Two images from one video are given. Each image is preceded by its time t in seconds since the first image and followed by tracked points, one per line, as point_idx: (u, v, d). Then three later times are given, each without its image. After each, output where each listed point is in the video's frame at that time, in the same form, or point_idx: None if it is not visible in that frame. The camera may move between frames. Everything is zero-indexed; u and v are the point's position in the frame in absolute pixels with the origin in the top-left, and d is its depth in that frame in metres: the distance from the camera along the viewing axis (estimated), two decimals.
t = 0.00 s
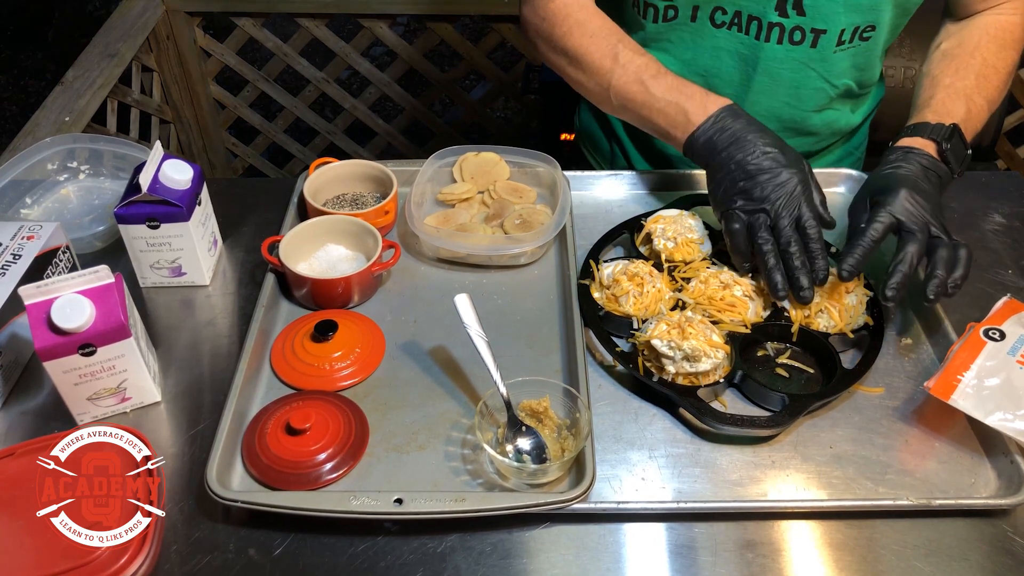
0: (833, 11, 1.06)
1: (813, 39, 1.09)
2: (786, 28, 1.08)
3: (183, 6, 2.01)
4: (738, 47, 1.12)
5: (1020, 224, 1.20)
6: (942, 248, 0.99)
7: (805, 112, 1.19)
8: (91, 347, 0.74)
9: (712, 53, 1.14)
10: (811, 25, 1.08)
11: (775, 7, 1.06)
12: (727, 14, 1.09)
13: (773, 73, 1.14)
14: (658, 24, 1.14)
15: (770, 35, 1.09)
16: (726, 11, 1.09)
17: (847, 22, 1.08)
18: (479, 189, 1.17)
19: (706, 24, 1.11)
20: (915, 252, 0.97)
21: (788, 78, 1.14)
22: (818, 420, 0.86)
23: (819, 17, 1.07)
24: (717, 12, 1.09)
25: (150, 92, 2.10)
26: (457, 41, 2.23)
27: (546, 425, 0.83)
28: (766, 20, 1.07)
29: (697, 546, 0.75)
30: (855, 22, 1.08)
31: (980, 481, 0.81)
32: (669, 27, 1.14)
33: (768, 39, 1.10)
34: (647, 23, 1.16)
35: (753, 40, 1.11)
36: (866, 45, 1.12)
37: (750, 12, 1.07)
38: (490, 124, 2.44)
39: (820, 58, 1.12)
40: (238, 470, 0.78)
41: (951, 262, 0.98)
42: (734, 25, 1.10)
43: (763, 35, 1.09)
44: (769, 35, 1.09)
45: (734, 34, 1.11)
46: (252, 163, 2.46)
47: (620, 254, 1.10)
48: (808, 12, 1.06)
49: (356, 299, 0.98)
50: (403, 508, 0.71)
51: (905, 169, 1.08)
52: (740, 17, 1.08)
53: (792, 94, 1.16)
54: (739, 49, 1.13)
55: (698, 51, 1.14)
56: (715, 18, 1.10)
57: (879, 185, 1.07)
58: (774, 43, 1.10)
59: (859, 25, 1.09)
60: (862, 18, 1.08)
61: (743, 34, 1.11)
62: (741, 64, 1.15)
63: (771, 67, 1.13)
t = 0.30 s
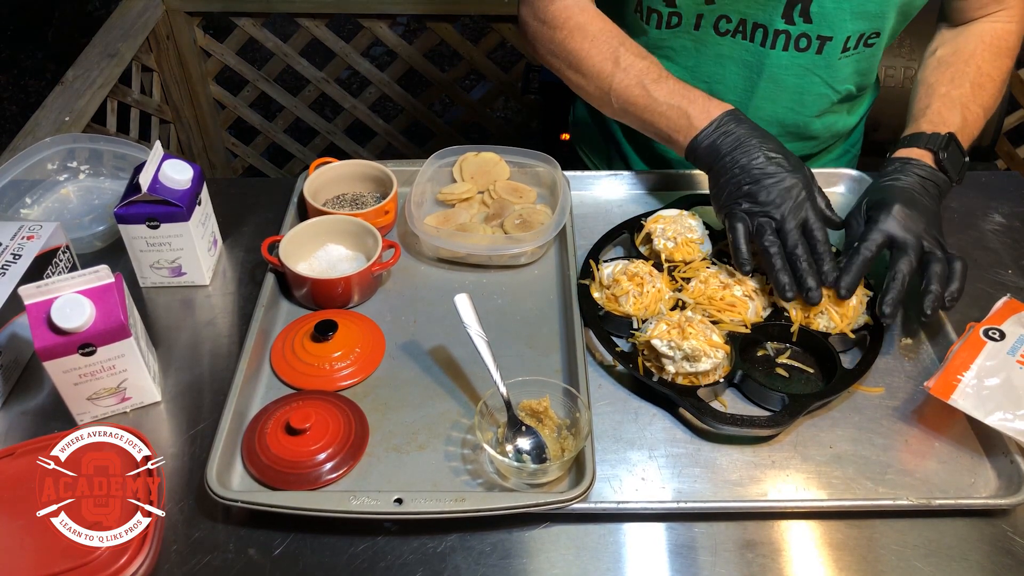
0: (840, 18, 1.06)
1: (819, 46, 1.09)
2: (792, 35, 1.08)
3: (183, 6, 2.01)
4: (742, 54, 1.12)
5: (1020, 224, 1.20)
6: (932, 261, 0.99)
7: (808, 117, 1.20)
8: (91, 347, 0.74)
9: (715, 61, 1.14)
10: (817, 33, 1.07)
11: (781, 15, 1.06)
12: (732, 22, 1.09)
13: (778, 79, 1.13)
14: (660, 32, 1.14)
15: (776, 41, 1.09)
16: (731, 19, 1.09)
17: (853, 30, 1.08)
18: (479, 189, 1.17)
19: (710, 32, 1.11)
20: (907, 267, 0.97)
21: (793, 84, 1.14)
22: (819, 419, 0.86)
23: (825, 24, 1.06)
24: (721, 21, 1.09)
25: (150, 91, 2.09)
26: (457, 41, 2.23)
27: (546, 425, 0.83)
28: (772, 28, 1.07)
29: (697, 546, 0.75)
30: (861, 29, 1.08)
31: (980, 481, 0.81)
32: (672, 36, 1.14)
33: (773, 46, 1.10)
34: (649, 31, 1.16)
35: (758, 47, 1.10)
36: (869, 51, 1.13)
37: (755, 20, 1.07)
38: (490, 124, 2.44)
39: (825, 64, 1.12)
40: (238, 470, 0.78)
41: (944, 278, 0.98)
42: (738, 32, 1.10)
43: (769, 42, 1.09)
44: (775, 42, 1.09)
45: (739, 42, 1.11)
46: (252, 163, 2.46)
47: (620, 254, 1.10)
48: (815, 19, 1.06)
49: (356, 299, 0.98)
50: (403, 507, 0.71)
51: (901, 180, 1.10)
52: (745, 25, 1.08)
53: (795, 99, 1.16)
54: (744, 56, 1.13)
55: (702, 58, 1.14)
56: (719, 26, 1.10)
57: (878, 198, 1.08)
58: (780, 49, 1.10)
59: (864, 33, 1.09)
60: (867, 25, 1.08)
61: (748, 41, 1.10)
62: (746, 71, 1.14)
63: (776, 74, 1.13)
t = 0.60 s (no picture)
0: (843, 14, 1.06)
1: (823, 43, 1.09)
2: (795, 34, 1.08)
3: (183, 6, 2.01)
4: (743, 59, 1.12)
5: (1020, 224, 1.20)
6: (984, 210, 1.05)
7: (812, 116, 1.19)
8: (91, 347, 0.74)
9: (717, 65, 1.14)
10: (821, 31, 1.08)
11: (784, 16, 1.06)
12: (732, 27, 1.09)
13: (781, 79, 1.14)
14: (666, 30, 1.14)
15: (779, 42, 1.09)
16: (731, 24, 1.08)
17: (856, 26, 1.08)
18: (479, 189, 1.17)
19: (710, 37, 1.11)
20: (984, 219, 1.04)
21: (796, 84, 1.14)
22: (818, 419, 0.86)
23: (828, 21, 1.06)
24: (722, 25, 1.09)
25: (150, 91, 2.09)
26: (457, 41, 2.23)
27: (546, 425, 0.83)
28: (774, 29, 1.08)
29: (697, 546, 0.75)
30: (864, 25, 1.08)
31: (980, 481, 0.81)
32: (676, 36, 1.13)
33: (777, 47, 1.10)
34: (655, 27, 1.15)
35: (760, 50, 1.10)
36: (874, 47, 1.12)
37: (756, 23, 1.08)
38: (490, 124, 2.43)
39: (829, 61, 1.12)
40: (238, 470, 0.78)
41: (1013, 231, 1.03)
42: (738, 38, 1.10)
43: (772, 44, 1.10)
44: (778, 42, 1.09)
45: (739, 48, 1.11)
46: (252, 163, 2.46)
47: (620, 254, 1.10)
48: (818, 17, 1.06)
49: (356, 299, 0.98)
50: (403, 508, 0.71)
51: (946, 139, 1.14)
52: (746, 30, 1.08)
53: (799, 98, 1.16)
54: (745, 60, 1.12)
55: (705, 60, 1.14)
56: (719, 31, 1.10)
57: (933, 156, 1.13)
58: (783, 49, 1.10)
59: (869, 28, 1.09)
60: (871, 22, 1.08)
61: (749, 46, 1.10)
62: (748, 74, 1.14)
63: (780, 75, 1.13)
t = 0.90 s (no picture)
0: (837, 12, 1.06)
1: (818, 41, 1.09)
2: (789, 31, 1.08)
3: (183, 6, 2.01)
4: (740, 54, 1.12)
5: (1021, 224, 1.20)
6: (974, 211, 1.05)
7: (812, 114, 1.19)
8: (91, 347, 0.74)
9: (713, 61, 1.13)
10: (816, 28, 1.07)
11: (778, 12, 1.06)
12: (728, 21, 1.09)
13: (777, 77, 1.13)
14: (659, 31, 1.13)
15: (773, 39, 1.09)
16: (726, 18, 1.08)
17: (851, 23, 1.07)
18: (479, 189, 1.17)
19: (706, 32, 1.11)
20: (981, 228, 1.03)
21: (793, 82, 1.14)
22: (818, 420, 0.86)
23: (822, 19, 1.06)
24: (717, 19, 1.09)
25: (150, 91, 2.09)
26: (457, 41, 2.23)
27: (546, 425, 0.83)
28: (769, 25, 1.08)
29: (697, 546, 0.75)
30: (860, 22, 1.08)
31: (980, 481, 0.81)
32: (670, 36, 1.13)
33: (772, 44, 1.10)
34: (648, 29, 1.14)
35: (755, 46, 1.10)
36: (871, 45, 1.12)
37: (752, 18, 1.07)
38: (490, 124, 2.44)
39: (826, 59, 1.12)
40: (238, 470, 0.78)
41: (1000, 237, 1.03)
42: (734, 31, 1.09)
43: (766, 41, 1.09)
44: (772, 39, 1.09)
45: (736, 41, 1.11)
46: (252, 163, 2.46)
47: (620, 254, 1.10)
48: (812, 14, 1.06)
49: (356, 299, 0.98)
50: (404, 508, 0.71)
51: (941, 140, 1.14)
52: (741, 23, 1.08)
53: (797, 98, 1.16)
54: (741, 57, 1.12)
55: (701, 58, 1.13)
56: (715, 25, 1.09)
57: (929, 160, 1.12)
58: (778, 47, 1.10)
59: (865, 26, 1.08)
60: (866, 19, 1.08)
61: (745, 40, 1.10)
62: (743, 72, 1.14)
63: (775, 72, 1.13)
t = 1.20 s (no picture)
0: (842, 13, 1.06)
1: (823, 41, 1.09)
2: (795, 34, 1.08)
3: (183, 6, 2.01)
4: (746, 57, 1.11)
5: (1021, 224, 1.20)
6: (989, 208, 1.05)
7: (818, 115, 1.19)
8: (91, 347, 0.74)
9: (719, 64, 1.13)
10: (821, 29, 1.08)
11: (784, 14, 1.06)
12: (733, 23, 1.08)
13: (783, 78, 1.13)
14: (664, 37, 1.12)
15: (779, 41, 1.09)
16: (732, 20, 1.08)
17: (857, 23, 1.08)
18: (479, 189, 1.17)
19: (713, 35, 1.10)
20: (999, 227, 1.03)
21: (799, 83, 1.14)
22: (818, 420, 0.86)
23: (828, 20, 1.06)
24: (723, 22, 1.08)
25: (150, 91, 2.09)
26: (457, 40, 2.23)
27: (546, 425, 0.83)
28: (774, 28, 1.07)
29: (697, 546, 0.75)
30: (866, 22, 1.08)
31: (980, 481, 0.81)
32: (676, 41, 1.12)
33: (777, 46, 1.10)
34: (652, 35, 1.13)
35: (762, 49, 1.10)
36: (876, 44, 1.12)
37: (757, 20, 1.07)
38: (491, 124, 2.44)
39: (832, 59, 1.12)
40: (238, 470, 0.78)
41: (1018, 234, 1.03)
42: (741, 34, 1.09)
43: (772, 43, 1.09)
44: (778, 41, 1.09)
45: (742, 44, 1.10)
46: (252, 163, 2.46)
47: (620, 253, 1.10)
48: (817, 16, 1.06)
49: (356, 299, 0.98)
50: (404, 508, 0.71)
51: (952, 139, 1.14)
52: (747, 25, 1.08)
53: (803, 98, 1.17)
54: (747, 59, 1.12)
55: (707, 61, 1.13)
56: (721, 28, 1.09)
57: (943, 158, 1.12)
58: (784, 49, 1.10)
59: (871, 25, 1.09)
60: (872, 19, 1.08)
61: (751, 43, 1.10)
62: (750, 75, 1.13)
63: (782, 74, 1.13)
